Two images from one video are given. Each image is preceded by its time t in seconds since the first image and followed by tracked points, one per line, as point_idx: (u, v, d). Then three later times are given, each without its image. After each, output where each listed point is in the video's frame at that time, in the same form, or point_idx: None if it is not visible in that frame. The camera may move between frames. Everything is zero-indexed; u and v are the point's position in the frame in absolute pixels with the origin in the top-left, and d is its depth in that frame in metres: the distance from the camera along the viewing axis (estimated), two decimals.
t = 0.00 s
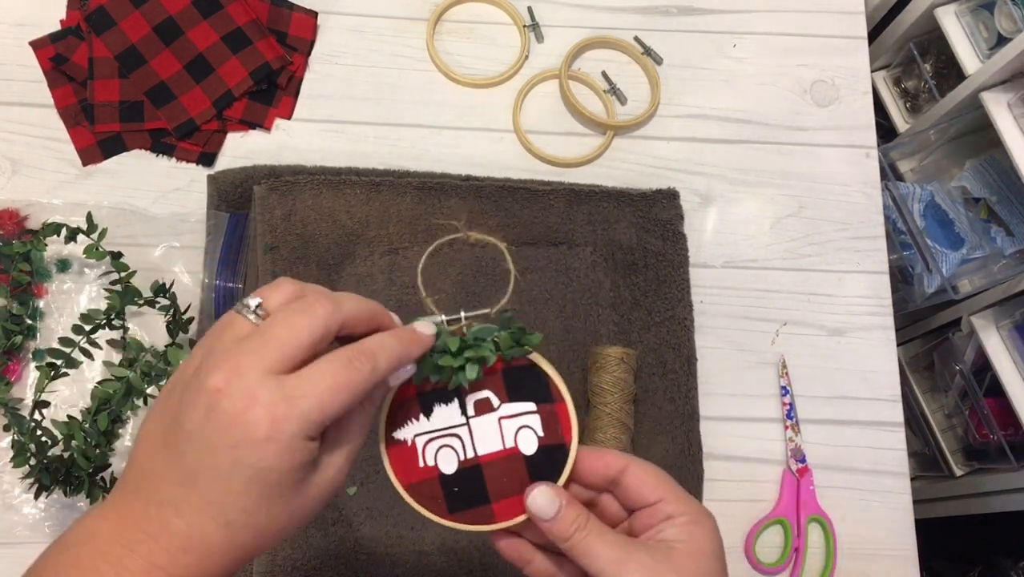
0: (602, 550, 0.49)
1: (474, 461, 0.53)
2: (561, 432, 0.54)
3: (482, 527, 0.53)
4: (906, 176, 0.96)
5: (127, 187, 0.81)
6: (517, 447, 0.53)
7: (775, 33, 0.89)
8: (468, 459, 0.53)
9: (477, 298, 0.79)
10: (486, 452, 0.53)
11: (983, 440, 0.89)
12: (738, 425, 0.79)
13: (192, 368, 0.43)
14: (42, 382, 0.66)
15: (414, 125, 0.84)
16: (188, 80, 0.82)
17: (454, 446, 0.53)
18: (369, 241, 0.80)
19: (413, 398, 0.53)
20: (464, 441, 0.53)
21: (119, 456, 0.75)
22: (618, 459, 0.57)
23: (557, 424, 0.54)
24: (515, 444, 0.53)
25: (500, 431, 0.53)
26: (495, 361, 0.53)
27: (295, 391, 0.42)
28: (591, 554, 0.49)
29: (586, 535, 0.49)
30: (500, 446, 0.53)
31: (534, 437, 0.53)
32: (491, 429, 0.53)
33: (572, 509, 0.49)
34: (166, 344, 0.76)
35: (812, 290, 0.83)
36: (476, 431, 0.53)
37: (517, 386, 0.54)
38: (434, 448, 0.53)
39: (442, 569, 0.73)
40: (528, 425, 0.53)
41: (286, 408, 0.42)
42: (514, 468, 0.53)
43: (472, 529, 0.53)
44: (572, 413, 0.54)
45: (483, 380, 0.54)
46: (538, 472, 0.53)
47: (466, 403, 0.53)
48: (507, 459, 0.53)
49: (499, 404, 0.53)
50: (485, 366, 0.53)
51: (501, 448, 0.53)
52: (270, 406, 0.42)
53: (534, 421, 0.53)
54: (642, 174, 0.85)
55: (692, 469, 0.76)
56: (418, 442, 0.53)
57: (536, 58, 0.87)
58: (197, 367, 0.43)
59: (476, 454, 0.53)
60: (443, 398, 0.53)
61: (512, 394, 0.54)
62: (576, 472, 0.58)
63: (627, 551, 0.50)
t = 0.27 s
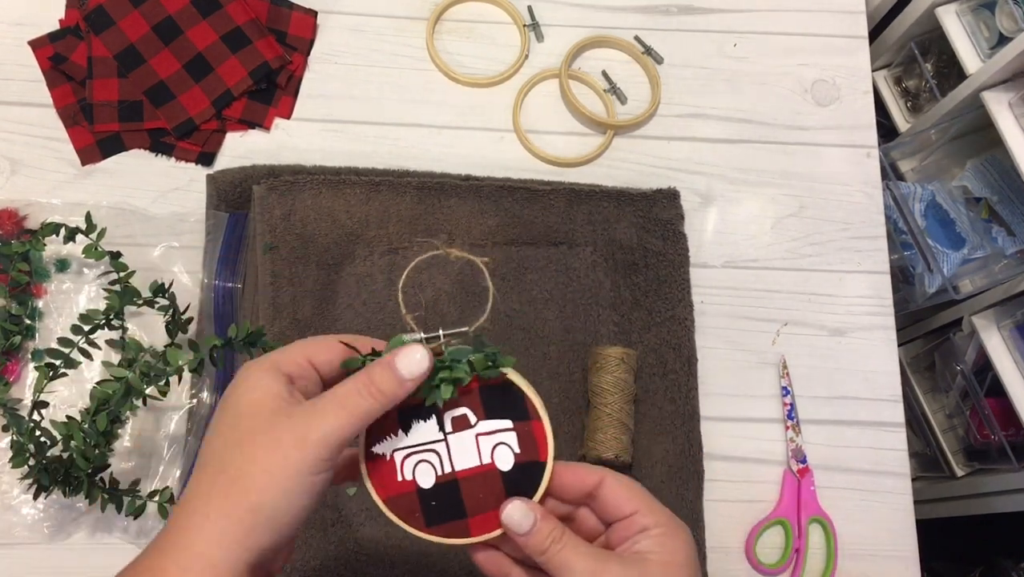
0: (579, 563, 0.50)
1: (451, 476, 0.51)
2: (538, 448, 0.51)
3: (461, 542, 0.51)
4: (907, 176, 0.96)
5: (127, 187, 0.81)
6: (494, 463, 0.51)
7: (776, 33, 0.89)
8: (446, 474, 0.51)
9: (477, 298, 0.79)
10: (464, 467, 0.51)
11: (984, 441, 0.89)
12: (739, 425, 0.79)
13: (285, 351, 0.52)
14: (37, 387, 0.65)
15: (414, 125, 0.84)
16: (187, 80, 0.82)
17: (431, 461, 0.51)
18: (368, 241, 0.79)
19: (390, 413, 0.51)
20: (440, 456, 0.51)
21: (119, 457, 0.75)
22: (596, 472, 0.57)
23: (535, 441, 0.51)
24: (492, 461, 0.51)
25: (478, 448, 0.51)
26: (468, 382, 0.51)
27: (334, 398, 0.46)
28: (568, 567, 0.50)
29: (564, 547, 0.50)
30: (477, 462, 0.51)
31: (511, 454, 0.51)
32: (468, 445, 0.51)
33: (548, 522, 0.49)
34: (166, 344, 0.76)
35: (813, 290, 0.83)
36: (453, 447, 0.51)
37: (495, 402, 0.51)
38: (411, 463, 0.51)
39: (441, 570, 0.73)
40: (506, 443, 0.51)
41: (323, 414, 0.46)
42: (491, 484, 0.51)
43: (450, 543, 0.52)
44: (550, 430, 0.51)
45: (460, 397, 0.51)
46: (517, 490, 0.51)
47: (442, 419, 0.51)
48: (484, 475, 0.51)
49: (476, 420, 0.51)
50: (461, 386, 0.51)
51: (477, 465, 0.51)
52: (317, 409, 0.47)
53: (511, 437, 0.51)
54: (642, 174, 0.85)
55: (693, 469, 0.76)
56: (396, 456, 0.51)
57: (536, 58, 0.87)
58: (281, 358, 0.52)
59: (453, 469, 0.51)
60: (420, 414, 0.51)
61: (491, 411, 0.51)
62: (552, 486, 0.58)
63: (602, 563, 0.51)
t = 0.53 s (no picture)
0: (561, 563, 0.50)
1: (440, 477, 0.51)
2: (525, 456, 0.51)
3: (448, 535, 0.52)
4: (906, 176, 0.96)
5: (127, 187, 0.81)
6: (483, 468, 0.51)
7: (776, 33, 0.89)
8: (435, 475, 0.51)
9: (477, 299, 0.79)
10: (453, 469, 0.51)
11: (984, 441, 0.89)
12: (739, 425, 0.79)
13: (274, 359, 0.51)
14: (37, 387, 0.65)
15: (414, 125, 0.84)
16: (187, 80, 0.82)
17: (421, 461, 0.51)
18: (368, 241, 0.79)
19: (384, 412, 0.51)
20: (431, 456, 0.51)
21: (119, 457, 0.75)
22: (583, 470, 0.57)
23: (524, 449, 0.51)
24: (480, 465, 0.51)
25: (468, 452, 0.51)
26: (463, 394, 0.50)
27: (343, 416, 0.46)
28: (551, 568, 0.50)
29: (547, 548, 0.50)
30: (465, 465, 0.51)
31: (500, 460, 0.51)
32: (457, 450, 0.51)
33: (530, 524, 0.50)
34: (167, 344, 0.76)
35: (813, 290, 0.83)
36: (442, 450, 0.51)
37: (486, 411, 0.51)
38: (402, 462, 0.51)
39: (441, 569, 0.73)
40: (495, 448, 0.51)
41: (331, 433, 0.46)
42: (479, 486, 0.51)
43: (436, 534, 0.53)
44: (539, 439, 0.52)
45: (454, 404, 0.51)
46: (502, 491, 0.51)
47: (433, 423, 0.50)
48: (471, 478, 0.51)
49: (467, 426, 0.51)
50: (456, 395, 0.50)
51: (466, 467, 0.51)
52: (325, 427, 0.47)
53: (500, 446, 0.51)
54: (642, 174, 0.85)
55: (692, 469, 0.76)
56: (387, 455, 0.51)
57: (536, 58, 0.87)
58: (270, 368, 0.50)
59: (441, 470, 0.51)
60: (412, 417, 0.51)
61: (482, 419, 0.51)
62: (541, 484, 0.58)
63: (585, 562, 0.51)
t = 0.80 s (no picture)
0: (565, 553, 0.50)
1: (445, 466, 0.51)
2: (531, 450, 0.51)
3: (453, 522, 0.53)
4: (906, 176, 0.96)
5: (127, 187, 0.81)
6: (487, 460, 0.51)
7: (776, 33, 0.89)
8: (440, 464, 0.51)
9: (477, 299, 0.79)
10: (458, 459, 0.51)
11: (984, 441, 0.89)
12: (739, 426, 0.79)
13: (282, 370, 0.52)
14: (36, 387, 0.65)
15: (414, 125, 0.84)
16: (187, 80, 0.82)
17: (426, 450, 0.51)
18: (368, 241, 0.79)
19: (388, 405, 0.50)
20: (436, 445, 0.51)
21: (118, 457, 0.75)
22: (588, 462, 0.57)
23: (529, 444, 0.51)
24: (485, 457, 0.51)
25: (472, 444, 0.51)
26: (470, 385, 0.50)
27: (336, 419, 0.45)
28: (555, 558, 0.50)
29: (551, 538, 0.50)
30: (469, 456, 0.51)
31: (504, 453, 0.51)
32: (462, 441, 0.51)
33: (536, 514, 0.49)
34: (167, 344, 0.76)
35: (813, 290, 0.83)
36: (447, 441, 0.51)
37: (492, 405, 0.50)
38: (407, 449, 0.51)
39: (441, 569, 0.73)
40: (499, 441, 0.51)
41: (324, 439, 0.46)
42: (484, 476, 0.52)
43: (440, 521, 0.53)
44: (544, 436, 0.51)
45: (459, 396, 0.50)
46: (507, 483, 0.52)
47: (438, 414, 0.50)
48: (476, 468, 0.51)
49: (472, 419, 0.51)
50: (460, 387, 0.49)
51: (470, 458, 0.51)
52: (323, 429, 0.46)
53: (504, 438, 0.51)
54: (642, 174, 0.85)
55: (692, 469, 0.76)
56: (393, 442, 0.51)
57: (536, 58, 0.87)
58: (273, 380, 0.51)
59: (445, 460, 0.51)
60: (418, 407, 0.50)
61: (488, 411, 0.50)
62: (546, 476, 0.58)
63: (590, 553, 0.50)
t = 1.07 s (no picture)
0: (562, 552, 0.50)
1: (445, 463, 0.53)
2: (530, 450, 0.53)
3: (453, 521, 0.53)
4: (906, 176, 0.96)
5: (127, 187, 0.81)
6: (487, 458, 0.53)
7: (776, 33, 0.89)
8: (441, 461, 0.53)
9: (477, 299, 0.79)
10: (458, 458, 0.53)
11: (984, 441, 0.89)
12: (739, 425, 0.79)
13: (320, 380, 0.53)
14: (36, 387, 0.65)
15: (414, 125, 0.84)
16: (187, 80, 0.82)
17: (427, 447, 0.53)
18: (368, 241, 0.79)
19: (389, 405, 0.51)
20: (437, 443, 0.53)
21: (118, 456, 0.75)
22: (586, 463, 0.58)
23: (528, 444, 0.53)
24: (485, 456, 0.53)
25: (473, 442, 0.53)
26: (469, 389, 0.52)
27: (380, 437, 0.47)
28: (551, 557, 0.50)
29: (551, 537, 0.50)
30: (469, 455, 0.53)
31: (503, 452, 0.53)
32: (462, 441, 0.52)
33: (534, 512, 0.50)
34: (167, 344, 0.76)
35: (813, 290, 0.83)
36: (448, 440, 0.53)
37: (494, 405, 0.52)
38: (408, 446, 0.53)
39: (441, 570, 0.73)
40: (499, 441, 0.52)
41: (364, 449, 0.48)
42: (483, 475, 0.53)
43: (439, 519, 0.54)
44: (543, 436, 0.53)
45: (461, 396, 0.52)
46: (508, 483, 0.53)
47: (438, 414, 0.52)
48: (476, 467, 0.53)
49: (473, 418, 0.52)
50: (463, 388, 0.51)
51: (470, 457, 0.53)
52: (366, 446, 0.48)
53: (504, 437, 0.53)
54: (642, 174, 0.85)
55: (692, 469, 0.76)
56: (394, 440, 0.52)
57: (536, 58, 0.87)
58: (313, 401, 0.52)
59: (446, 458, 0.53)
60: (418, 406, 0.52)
61: (489, 411, 0.52)
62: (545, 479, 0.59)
63: (587, 553, 0.51)
